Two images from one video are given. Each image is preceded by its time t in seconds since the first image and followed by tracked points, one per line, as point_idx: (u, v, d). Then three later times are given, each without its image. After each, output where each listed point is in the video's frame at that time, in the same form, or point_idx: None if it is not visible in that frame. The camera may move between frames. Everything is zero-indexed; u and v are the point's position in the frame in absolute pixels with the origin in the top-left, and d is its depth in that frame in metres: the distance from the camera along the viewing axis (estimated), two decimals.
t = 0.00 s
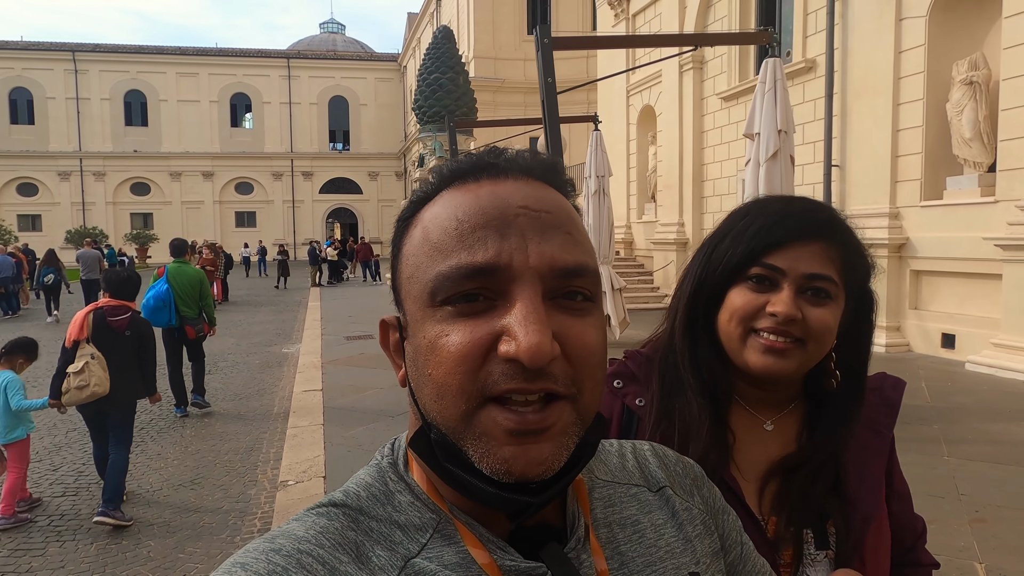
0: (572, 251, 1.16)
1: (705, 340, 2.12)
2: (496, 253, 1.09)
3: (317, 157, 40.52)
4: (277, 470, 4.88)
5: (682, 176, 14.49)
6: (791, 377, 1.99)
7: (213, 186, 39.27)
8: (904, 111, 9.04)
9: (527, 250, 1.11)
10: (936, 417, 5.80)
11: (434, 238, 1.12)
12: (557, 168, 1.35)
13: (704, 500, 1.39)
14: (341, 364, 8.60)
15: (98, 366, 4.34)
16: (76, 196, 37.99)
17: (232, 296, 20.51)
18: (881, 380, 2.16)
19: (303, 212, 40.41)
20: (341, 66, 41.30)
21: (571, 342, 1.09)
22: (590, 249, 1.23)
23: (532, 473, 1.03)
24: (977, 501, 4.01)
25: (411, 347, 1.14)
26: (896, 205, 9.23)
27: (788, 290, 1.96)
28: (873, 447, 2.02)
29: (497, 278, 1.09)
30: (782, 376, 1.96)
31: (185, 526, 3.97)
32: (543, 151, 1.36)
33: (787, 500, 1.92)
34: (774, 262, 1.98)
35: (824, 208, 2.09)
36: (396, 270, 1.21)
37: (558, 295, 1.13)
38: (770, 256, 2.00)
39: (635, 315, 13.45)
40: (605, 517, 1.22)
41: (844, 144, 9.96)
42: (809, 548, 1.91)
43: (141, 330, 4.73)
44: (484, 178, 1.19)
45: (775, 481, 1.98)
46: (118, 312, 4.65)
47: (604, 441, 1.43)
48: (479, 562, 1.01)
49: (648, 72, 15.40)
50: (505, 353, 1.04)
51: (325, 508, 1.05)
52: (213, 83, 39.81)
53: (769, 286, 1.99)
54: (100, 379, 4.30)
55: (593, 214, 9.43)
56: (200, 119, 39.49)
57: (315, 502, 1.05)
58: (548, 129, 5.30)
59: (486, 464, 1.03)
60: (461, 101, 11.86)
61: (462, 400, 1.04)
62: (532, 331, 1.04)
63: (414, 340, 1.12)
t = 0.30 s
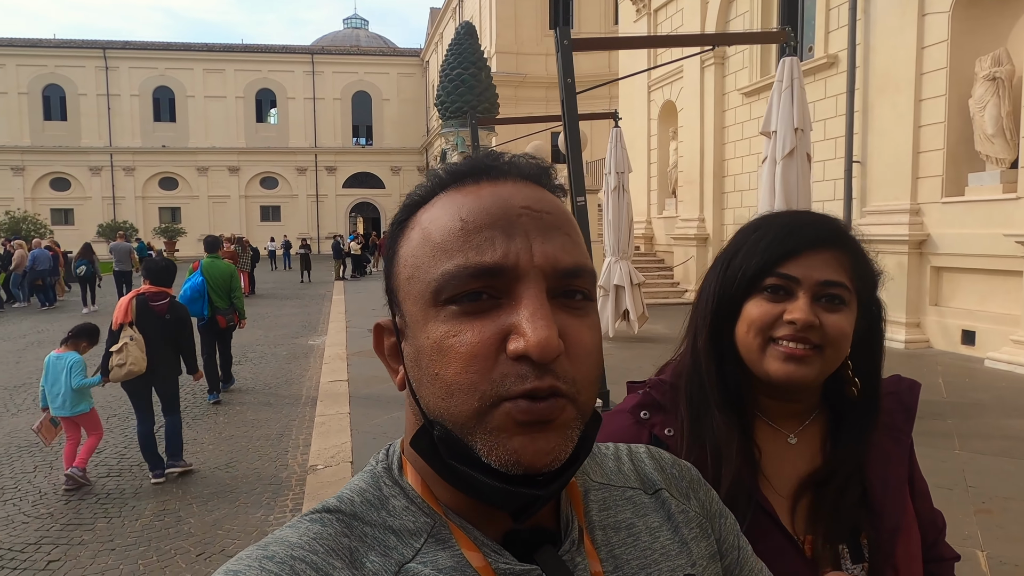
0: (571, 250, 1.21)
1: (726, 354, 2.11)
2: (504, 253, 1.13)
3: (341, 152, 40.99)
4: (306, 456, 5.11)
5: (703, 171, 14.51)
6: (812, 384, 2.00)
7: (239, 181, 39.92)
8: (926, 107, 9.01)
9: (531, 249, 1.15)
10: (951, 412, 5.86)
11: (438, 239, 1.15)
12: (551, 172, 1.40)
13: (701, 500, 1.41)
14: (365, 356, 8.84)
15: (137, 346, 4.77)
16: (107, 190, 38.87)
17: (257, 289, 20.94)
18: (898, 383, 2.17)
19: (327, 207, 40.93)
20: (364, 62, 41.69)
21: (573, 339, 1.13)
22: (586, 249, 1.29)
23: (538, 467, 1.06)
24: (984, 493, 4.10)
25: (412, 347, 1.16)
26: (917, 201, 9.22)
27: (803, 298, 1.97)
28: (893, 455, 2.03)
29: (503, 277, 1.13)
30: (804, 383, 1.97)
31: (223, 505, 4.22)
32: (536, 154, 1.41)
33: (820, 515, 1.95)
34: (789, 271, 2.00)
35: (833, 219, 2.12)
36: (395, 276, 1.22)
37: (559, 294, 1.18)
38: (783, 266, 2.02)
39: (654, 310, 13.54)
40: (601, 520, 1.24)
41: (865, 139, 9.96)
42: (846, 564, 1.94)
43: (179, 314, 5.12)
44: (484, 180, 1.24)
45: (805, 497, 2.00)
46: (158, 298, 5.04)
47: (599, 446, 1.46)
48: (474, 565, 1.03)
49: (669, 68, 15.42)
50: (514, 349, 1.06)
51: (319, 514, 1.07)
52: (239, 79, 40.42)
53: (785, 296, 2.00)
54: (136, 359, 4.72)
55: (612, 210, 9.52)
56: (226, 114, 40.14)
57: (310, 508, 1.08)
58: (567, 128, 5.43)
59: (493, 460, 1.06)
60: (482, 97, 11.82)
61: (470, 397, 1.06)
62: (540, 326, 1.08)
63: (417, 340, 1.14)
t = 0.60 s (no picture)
0: (564, 239, 1.20)
1: (719, 346, 2.14)
2: (499, 245, 1.11)
3: (337, 151, 41.07)
4: (317, 450, 5.27)
5: (697, 160, 14.64)
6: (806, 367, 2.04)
7: (237, 184, 40.02)
8: (914, 90, 9.14)
9: (525, 239, 1.14)
10: (942, 389, 6.03)
11: (426, 235, 1.13)
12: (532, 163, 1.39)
13: (695, 498, 1.41)
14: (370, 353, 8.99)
15: (162, 344, 5.10)
16: (105, 198, 39.00)
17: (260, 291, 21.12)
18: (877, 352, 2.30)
19: (325, 207, 41.04)
20: (357, 60, 41.70)
21: (570, 328, 1.11)
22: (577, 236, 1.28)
23: (545, 461, 1.04)
24: (971, 464, 4.27)
25: (405, 347, 1.13)
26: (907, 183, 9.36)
27: (786, 284, 2.01)
28: (887, 423, 2.17)
29: (498, 270, 1.11)
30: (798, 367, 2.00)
31: (239, 499, 4.39)
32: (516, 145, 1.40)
33: (839, 491, 1.98)
34: (768, 260, 2.05)
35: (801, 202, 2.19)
36: (382, 275, 1.20)
37: (556, 284, 1.16)
38: (762, 256, 2.07)
39: (653, 298, 13.69)
40: (595, 514, 1.24)
41: (856, 123, 10.09)
42: (868, 536, 1.99)
43: (192, 313, 5.54)
44: (469, 173, 1.22)
45: (819, 476, 2.03)
46: (173, 298, 5.42)
47: (593, 438, 1.45)
48: (472, 568, 1.03)
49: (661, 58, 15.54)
50: (514, 341, 1.04)
51: (312, 516, 1.07)
52: (233, 82, 40.46)
53: (768, 285, 2.04)
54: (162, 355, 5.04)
55: (608, 201, 9.65)
56: (221, 118, 40.22)
57: (301, 510, 1.07)
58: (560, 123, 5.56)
59: (497, 457, 1.04)
60: (476, 93, 12.04)
61: (471, 393, 1.04)
62: (539, 315, 1.06)
63: (410, 340, 1.12)
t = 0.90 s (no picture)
0: (573, 251, 1.21)
1: (714, 356, 2.20)
2: (504, 260, 1.12)
3: (328, 167, 41.23)
4: (304, 461, 5.35)
5: (683, 177, 14.87)
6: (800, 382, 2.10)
7: (227, 199, 40.07)
8: (891, 110, 9.40)
9: (532, 252, 1.15)
10: (917, 400, 6.18)
11: (433, 245, 1.15)
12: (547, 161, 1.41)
13: (706, 519, 1.45)
14: (358, 367, 9.06)
15: (157, 351, 5.45)
16: (94, 213, 38.92)
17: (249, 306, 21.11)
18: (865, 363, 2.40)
19: (316, 223, 41.09)
20: (348, 78, 42.02)
21: (578, 344, 1.13)
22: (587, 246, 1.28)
23: (548, 479, 1.06)
24: (939, 471, 4.41)
25: (411, 355, 1.16)
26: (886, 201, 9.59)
27: (786, 299, 2.08)
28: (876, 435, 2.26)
29: (503, 284, 1.12)
30: (793, 381, 2.07)
31: (227, 509, 4.46)
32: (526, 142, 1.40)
33: (822, 507, 2.05)
34: (770, 273, 2.11)
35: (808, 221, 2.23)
36: (391, 279, 1.23)
37: (563, 296, 1.18)
38: (765, 268, 2.13)
39: (641, 313, 13.83)
40: (607, 527, 1.27)
41: (835, 142, 10.36)
42: (850, 551, 2.05)
43: (185, 321, 5.85)
44: (479, 178, 1.23)
45: (802, 490, 2.11)
46: (166, 309, 5.72)
47: (609, 449, 1.50)
48: None
49: (647, 77, 15.85)
50: (518, 359, 1.06)
51: (320, 516, 1.08)
52: (224, 98, 40.64)
53: (768, 297, 2.11)
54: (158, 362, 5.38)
55: (594, 217, 9.81)
56: (212, 133, 40.34)
57: (311, 509, 1.09)
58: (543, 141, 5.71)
59: (500, 474, 1.06)
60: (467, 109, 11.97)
61: (474, 409, 1.06)
62: (544, 335, 1.07)
63: (416, 349, 1.14)
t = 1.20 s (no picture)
0: (586, 250, 1.24)
1: (711, 361, 2.22)
2: (517, 258, 1.15)
3: (308, 182, 41.17)
4: (276, 473, 5.39)
5: (658, 193, 15.14)
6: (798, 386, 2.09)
7: (205, 214, 39.83)
8: (855, 130, 9.71)
9: (544, 251, 1.17)
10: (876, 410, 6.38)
11: (445, 248, 1.17)
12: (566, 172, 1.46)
13: (730, 530, 1.45)
14: (335, 381, 9.08)
15: (130, 362, 5.58)
16: (69, 227, 38.49)
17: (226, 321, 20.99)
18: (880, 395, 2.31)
19: (296, 238, 40.92)
20: (329, 93, 42.12)
21: (593, 342, 1.16)
22: (600, 245, 1.31)
23: (564, 482, 1.08)
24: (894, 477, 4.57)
25: (427, 357, 1.18)
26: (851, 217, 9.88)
27: (782, 298, 2.10)
28: (883, 465, 2.15)
29: (517, 284, 1.15)
30: (788, 384, 2.07)
31: (196, 521, 4.49)
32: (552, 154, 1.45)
33: (813, 528, 2.01)
34: (767, 274, 2.14)
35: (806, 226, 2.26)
36: (406, 282, 1.25)
37: (577, 295, 1.21)
38: (760, 270, 2.17)
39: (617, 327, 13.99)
40: (626, 537, 1.27)
41: (803, 160, 10.67)
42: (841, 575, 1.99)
43: (159, 332, 5.98)
44: (491, 181, 1.26)
45: (798, 509, 2.06)
46: (140, 321, 5.85)
47: (632, 457, 1.50)
48: None
49: (623, 96, 16.17)
50: (532, 358, 1.09)
51: (337, 517, 1.11)
52: (204, 113, 40.53)
53: (764, 298, 2.13)
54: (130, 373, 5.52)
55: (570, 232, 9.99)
56: (191, 148, 40.17)
57: (325, 511, 1.11)
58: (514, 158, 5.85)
59: (516, 476, 1.08)
60: (445, 126, 12.50)
61: (490, 409, 1.08)
62: (558, 333, 1.10)
63: (431, 351, 1.17)
